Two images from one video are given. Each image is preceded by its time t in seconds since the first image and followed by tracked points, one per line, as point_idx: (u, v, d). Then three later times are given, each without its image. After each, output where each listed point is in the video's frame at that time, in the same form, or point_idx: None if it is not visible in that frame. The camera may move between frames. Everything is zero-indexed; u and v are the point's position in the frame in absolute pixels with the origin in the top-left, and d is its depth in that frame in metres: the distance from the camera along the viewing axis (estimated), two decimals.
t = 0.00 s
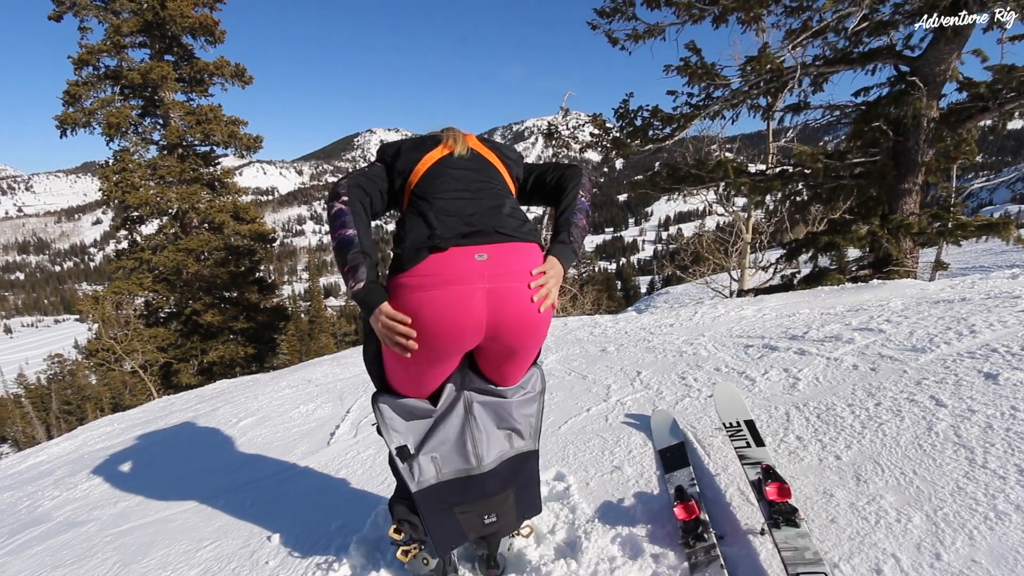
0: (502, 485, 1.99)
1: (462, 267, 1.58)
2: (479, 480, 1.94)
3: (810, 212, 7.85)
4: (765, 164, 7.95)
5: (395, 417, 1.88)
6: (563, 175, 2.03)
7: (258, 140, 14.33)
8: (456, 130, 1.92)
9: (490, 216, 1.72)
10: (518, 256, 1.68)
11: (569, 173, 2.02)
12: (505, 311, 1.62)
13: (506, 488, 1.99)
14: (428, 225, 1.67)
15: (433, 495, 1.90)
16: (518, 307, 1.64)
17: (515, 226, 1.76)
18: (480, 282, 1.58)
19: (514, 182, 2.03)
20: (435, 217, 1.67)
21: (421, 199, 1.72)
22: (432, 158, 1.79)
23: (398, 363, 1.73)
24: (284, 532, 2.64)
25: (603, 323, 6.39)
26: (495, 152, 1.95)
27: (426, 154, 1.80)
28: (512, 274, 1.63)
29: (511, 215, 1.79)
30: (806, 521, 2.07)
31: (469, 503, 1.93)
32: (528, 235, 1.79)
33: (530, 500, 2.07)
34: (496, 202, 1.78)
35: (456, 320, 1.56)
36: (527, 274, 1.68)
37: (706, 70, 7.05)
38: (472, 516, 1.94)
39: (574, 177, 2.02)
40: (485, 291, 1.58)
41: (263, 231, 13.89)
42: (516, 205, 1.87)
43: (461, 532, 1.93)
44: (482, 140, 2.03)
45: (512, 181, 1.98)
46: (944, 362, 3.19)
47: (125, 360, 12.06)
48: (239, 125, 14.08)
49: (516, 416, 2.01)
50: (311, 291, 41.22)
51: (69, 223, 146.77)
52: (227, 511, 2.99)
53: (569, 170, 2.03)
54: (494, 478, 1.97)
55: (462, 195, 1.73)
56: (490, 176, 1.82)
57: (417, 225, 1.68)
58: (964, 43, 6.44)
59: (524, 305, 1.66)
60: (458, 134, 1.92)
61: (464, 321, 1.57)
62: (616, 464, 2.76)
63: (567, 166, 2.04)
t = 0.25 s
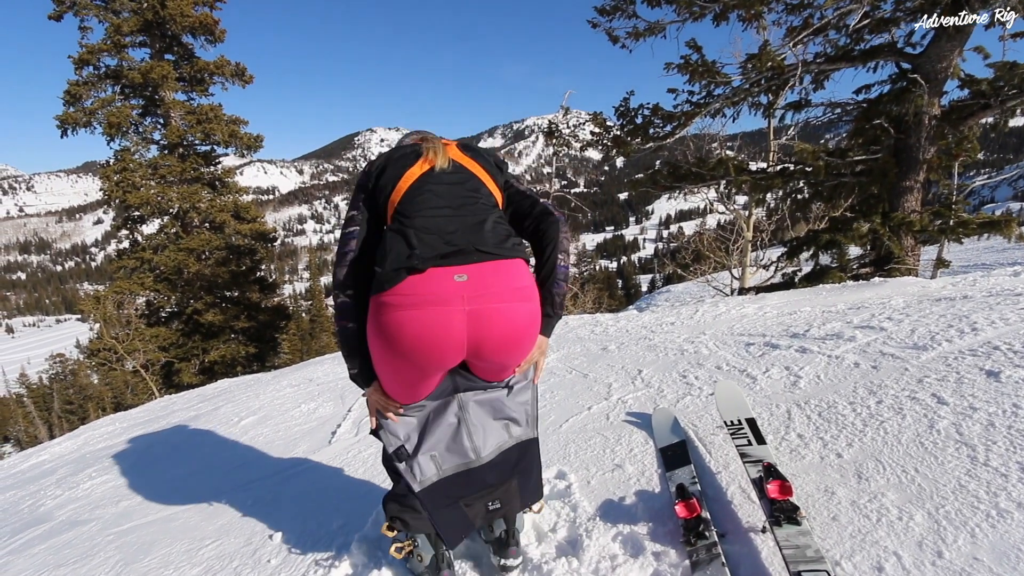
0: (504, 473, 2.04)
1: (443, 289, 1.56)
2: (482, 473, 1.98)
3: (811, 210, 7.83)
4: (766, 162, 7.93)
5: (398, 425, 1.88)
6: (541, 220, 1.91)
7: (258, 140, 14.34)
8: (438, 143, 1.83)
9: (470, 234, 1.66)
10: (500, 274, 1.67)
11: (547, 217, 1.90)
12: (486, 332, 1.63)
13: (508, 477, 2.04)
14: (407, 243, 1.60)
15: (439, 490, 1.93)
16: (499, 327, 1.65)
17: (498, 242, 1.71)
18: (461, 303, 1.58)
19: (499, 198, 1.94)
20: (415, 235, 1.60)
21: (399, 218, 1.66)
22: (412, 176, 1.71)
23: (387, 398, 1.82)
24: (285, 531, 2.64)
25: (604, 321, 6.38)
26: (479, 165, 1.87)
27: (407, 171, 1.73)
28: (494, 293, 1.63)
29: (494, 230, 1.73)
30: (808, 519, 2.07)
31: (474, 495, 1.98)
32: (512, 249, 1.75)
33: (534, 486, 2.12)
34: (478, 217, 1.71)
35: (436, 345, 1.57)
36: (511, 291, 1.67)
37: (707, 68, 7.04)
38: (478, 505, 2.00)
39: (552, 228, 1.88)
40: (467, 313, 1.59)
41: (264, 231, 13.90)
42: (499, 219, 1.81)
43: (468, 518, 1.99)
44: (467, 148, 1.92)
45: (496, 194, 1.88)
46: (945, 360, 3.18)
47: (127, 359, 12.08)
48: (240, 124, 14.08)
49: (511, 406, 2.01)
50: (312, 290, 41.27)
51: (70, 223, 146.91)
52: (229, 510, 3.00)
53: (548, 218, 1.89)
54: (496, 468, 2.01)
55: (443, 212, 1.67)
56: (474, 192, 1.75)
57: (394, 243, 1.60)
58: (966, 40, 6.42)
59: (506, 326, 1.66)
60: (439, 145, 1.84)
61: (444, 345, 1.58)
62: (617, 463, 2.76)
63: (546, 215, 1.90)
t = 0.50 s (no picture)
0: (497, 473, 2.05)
1: (454, 346, 1.67)
2: (474, 468, 2.03)
3: (812, 210, 7.82)
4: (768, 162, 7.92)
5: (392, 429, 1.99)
6: (532, 286, 2.09)
7: (260, 140, 14.36)
8: (444, 192, 1.83)
9: (478, 289, 1.72)
10: (508, 329, 1.76)
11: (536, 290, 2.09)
12: (492, 383, 1.77)
13: (502, 476, 2.06)
14: (418, 299, 1.66)
15: (433, 485, 1.98)
16: (504, 379, 1.78)
17: (504, 297, 1.79)
18: (471, 360, 1.70)
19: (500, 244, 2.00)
20: (426, 291, 1.66)
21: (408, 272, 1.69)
22: (418, 228, 1.73)
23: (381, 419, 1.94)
24: (287, 531, 2.65)
25: (605, 321, 6.38)
26: (481, 215, 1.89)
27: (414, 223, 1.73)
28: (501, 350, 1.74)
29: (500, 285, 1.80)
30: (810, 519, 2.07)
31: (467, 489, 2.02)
32: (517, 302, 1.85)
33: (531, 490, 2.13)
34: (485, 270, 1.76)
35: (444, 396, 1.71)
36: (517, 345, 1.78)
37: (708, 68, 7.03)
38: (472, 504, 2.04)
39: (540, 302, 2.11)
40: (476, 370, 1.71)
41: (266, 231, 13.92)
42: (503, 268, 1.88)
43: (461, 515, 2.02)
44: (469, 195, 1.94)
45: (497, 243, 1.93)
46: (947, 360, 3.18)
47: (129, 360, 12.11)
48: (241, 125, 14.11)
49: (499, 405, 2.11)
50: (313, 290, 41.33)
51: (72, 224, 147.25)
52: (231, 510, 3.01)
53: (540, 286, 2.08)
54: (489, 465, 2.05)
55: (451, 266, 1.70)
56: (480, 245, 1.79)
57: (405, 298, 1.66)
58: (968, 39, 6.40)
59: (509, 378, 1.80)
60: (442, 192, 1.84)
61: (452, 396, 1.72)
62: (619, 463, 2.76)
63: (538, 280, 2.08)
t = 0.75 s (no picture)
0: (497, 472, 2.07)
1: (472, 404, 1.70)
2: (475, 468, 2.04)
3: (813, 209, 7.81)
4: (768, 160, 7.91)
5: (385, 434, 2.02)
6: (543, 315, 2.13)
7: (260, 140, 14.36)
8: (455, 241, 1.80)
9: (495, 344, 1.75)
10: (523, 382, 1.80)
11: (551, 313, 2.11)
12: (508, 435, 1.81)
13: (501, 475, 2.10)
14: (437, 357, 1.68)
15: (433, 485, 2.00)
16: (519, 430, 1.83)
17: (519, 349, 1.82)
18: (490, 418, 1.74)
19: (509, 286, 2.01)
20: (445, 349, 1.68)
21: (424, 327, 1.71)
22: (433, 282, 1.72)
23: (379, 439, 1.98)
24: (287, 530, 2.65)
25: (605, 320, 6.37)
26: (492, 261, 1.89)
27: (427, 276, 1.72)
28: (517, 405, 1.78)
29: (514, 336, 1.83)
30: (810, 518, 2.07)
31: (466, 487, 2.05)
32: (531, 351, 1.88)
33: (528, 484, 2.18)
34: (501, 324, 1.78)
35: (462, 448, 1.76)
36: (532, 398, 1.82)
37: (709, 66, 7.02)
38: (472, 500, 2.08)
39: (553, 326, 2.14)
40: (493, 425, 1.76)
41: (266, 230, 13.92)
42: (515, 317, 1.90)
43: (459, 511, 2.06)
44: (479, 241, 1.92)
45: (507, 290, 1.94)
46: (948, 358, 3.18)
47: (129, 359, 12.11)
48: (241, 124, 14.10)
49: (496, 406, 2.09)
50: (313, 289, 41.33)
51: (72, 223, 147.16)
52: (231, 509, 3.01)
53: (552, 311, 2.11)
54: (489, 465, 2.06)
55: (467, 321, 1.72)
56: (494, 297, 1.81)
57: (424, 355, 1.68)
58: (968, 38, 6.39)
59: (523, 429, 1.84)
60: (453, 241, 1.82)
61: (469, 449, 1.77)
62: (619, 461, 2.76)
63: (550, 310, 2.12)
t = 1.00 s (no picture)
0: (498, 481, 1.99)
1: (477, 430, 1.69)
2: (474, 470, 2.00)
3: (813, 206, 7.80)
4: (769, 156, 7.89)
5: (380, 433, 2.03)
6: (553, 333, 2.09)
7: (259, 135, 14.32)
8: (462, 264, 1.79)
9: (500, 369, 1.74)
10: (529, 406, 1.79)
11: (562, 327, 2.04)
12: (512, 460, 1.81)
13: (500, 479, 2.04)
14: (443, 381, 1.68)
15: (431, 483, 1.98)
16: (523, 455, 1.82)
17: (525, 375, 1.81)
18: (496, 444, 1.73)
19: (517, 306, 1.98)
20: (450, 374, 1.68)
21: (430, 350, 1.72)
22: (438, 305, 1.72)
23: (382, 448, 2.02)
24: (287, 525, 2.66)
25: (605, 317, 6.38)
26: (501, 283, 1.86)
27: (433, 300, 1.72)
28: (522, 430, 1.76)
29: (520, 361, 1.81)
30: (808, 513, 2.08)
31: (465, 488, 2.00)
32: (537, 375, 1.87)
33: (531, 487, 2.11)
34: (506, 348, 1.77)
35: (466, 473, 1.75)
36: (537, 423, 1.81)
37: (710, 62, 7.00)
38: (471, 499, 2.05)
39: (564, 337, 2.07)
40: (498, 451, 1.75)
41: (265, 226, 13.91)
42: (521, 340, 1.88)
43: (459, 508, 2.04)
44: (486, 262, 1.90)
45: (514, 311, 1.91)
46: (947, 355, 3.18)
47: (129, 354, 12.11)
48: (240, 119, 14.05)
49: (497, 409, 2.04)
50: (313, 285, 41.31)
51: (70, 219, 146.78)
52: (231, 503, 3.02)
53: (563, 319, 2.03)
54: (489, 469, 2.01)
55: (473, 345, 1.71)
56: (500, 321, 1.79)
57: (429, 380, 1.68)
58: (970, 34, 6.37)
59: (528, 453, 1.84)
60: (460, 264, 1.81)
61: (473, 474, 1.76)
62: (618, 457, 2.76)
63: (562, 328, 2.06)
